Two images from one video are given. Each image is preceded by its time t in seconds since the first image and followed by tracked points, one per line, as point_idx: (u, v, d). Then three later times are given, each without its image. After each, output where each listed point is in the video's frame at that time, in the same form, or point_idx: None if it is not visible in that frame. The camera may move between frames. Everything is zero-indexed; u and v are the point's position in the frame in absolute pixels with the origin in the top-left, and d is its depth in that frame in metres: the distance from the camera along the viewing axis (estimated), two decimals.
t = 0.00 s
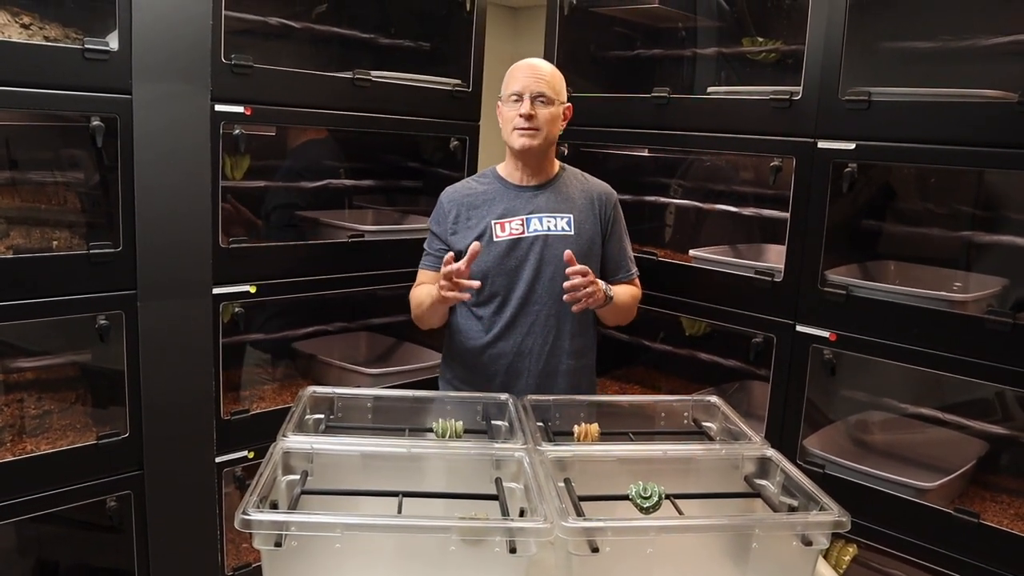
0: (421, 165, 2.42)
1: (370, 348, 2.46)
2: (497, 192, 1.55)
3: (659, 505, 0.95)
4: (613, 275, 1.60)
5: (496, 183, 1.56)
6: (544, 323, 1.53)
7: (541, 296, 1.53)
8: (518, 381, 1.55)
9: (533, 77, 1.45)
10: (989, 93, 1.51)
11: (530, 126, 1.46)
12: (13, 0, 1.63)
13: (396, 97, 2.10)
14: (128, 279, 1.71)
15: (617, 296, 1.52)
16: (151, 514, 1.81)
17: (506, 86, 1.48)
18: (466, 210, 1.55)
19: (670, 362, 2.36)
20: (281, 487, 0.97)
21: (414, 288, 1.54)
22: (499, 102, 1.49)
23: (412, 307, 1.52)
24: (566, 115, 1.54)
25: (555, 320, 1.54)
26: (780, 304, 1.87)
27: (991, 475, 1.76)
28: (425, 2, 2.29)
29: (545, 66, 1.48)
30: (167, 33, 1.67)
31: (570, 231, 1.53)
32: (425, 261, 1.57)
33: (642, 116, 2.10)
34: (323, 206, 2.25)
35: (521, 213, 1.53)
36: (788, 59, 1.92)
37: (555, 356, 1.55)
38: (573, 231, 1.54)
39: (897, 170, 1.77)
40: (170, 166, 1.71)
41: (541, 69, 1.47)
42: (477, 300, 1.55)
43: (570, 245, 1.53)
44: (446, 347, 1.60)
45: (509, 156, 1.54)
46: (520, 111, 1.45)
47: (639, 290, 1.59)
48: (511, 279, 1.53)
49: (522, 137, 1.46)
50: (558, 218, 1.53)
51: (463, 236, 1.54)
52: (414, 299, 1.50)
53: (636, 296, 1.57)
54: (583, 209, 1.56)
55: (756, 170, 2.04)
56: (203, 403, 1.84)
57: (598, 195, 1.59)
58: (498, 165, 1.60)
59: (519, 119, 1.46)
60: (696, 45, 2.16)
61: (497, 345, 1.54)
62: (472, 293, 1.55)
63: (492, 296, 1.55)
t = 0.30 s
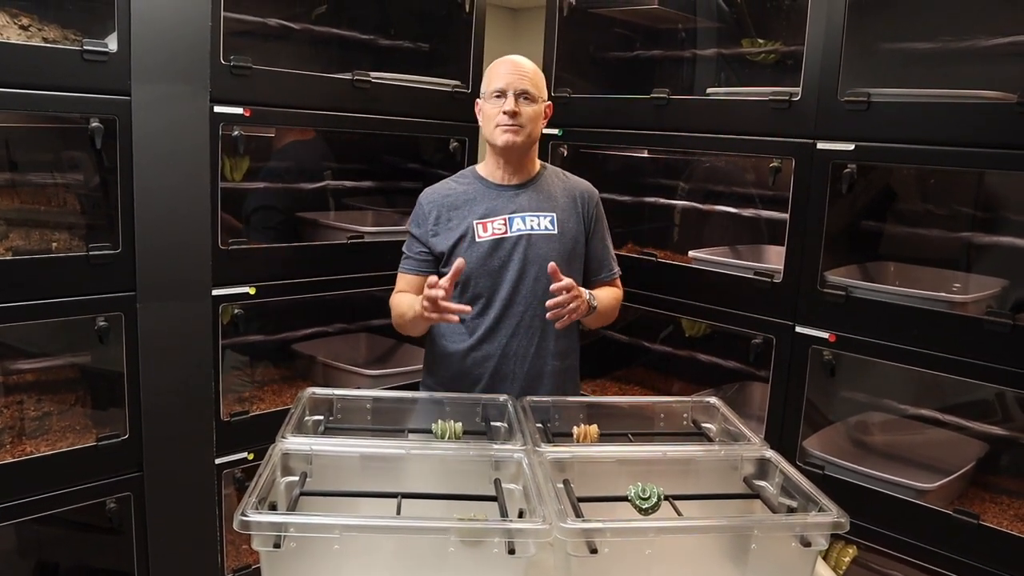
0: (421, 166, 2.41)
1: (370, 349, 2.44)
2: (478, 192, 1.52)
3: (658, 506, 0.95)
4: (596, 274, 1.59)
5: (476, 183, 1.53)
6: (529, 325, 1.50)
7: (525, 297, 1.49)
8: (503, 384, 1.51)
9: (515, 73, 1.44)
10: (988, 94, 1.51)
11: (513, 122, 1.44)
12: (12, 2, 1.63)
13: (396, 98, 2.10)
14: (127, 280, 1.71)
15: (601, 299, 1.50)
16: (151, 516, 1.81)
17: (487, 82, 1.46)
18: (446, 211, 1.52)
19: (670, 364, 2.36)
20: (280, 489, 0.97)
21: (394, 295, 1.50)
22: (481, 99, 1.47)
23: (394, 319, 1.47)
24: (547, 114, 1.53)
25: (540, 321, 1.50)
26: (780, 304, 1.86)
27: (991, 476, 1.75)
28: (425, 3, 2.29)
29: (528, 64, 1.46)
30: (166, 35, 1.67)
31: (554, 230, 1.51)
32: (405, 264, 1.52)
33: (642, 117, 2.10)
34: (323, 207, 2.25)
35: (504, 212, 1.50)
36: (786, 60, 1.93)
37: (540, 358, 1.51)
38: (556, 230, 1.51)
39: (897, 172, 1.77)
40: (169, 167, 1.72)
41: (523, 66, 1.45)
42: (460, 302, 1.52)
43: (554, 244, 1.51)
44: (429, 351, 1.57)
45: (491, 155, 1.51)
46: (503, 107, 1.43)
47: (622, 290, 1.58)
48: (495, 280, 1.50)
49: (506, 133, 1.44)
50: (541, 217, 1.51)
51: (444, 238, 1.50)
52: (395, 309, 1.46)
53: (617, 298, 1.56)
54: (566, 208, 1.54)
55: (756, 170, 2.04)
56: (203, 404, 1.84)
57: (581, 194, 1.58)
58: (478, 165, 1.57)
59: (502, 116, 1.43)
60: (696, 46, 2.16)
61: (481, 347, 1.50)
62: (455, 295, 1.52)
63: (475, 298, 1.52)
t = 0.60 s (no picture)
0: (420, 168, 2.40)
1: (370, 351, 2.42)
2: (457, 193, 1.49)
3: (656, 506, 0.95)
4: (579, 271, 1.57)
5: (454, 184, 1.50)
6: (512, 327, 1.48)
7: (508, 299, 1.48)
8: (487, 388, 1.49)
9: (496, 72, 1.41)
10: (986, 95, 1.52)
11: (494, 121, 1.41)
12: (12, 3, 1.63)
13: (395, 99, 2.11)
14: (127, 281, 1.71)
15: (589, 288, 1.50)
16: (151, 517, 1.81)
17: (466, 82, 1.43)
18: (425, 213, 1.49)
19: (670, 365, 2.36)
20: (279, 489, 0.97)
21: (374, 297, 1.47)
22: (459, 98, 1.43)
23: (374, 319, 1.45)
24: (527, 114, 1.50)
25: (523, 323, 1.49)
26: (778, 305, 1.87)
27: (990, 477, 1.76)
28: (424, 3, 2.29)
29: (509, 62, 1.44)
30: (166, 36, 1.67)
31: (534, 229, 1.49)
32: (384, 268, 1.49)
33: (641, 117, 2.10)
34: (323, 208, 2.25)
35: (483, 213, 1.48)
36: (786, 61, 1.93)
37: (524, 360, 1.49)
38: (537, 229, 1.50)
39: (896, 173, 1.77)
40: (169, 168, 1.72)
41: (504, 65, 1.42)
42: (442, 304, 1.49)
43: (535, 244, 1.49)
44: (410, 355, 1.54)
45: (472, 155, 1.48)
46: (485, 106, 1.39)
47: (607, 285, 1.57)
48: (477, 282, 1.48)
49: (487, 133, 1.41)
50: (521, 217, 1.49)
51: (424, 241, 1.47)
52: (375, 308, 1.44)
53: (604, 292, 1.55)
54: (546, 206, 1.53)
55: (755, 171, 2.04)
56: (203, 405, 1.84)
57: (562, 191, 1.56)
58: (456, 166, 1.54)
59: (484, 115, 1.40)
60: (695, 47, 2.17)
61: (464, 350, 1.48)
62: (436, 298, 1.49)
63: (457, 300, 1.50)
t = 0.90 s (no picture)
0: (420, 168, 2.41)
1: (370, 354, 2.39)
2: (439, 193, 1.49)
3: (656, 506, 0.95)
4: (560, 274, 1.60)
5: (436, 184, 1.50)
6: (492, 330, 1.48)
7: (487, 302, 1.48)
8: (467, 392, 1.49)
9: (475, 71, 1.41)
10: (986, 95, 1.52)
11: (474, 121, 1.41)
12: (13, 5, 1.64)
13: (395, 100, 2.11)
14: (127, 281, 1.71)
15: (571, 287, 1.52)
16: (151, 517, 1.82)
17: (446, 82, 1.43)
18: (406, 213, 1.48)
19: (669, 365, 2.37)
20: (278, 489, 0.98)
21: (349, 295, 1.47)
22: (439, 98, 1.44)
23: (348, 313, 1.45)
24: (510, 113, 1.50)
25: (503, 326, 1.49)
26: (778, 306, 1.87)
27: (989, 477, 1.76)
28: (424, 4, 2.30)
29: (489, 62, 1.44)
30: (167, 37, 1.68)
31: (516, 232, 1.50)
32: (361, 267, 1.48)
33: (641, 118, 2.10)
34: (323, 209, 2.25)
35: (466, 215, 1.48)
36: (785, 62, 1.93)
37: (505, 364, 1.49)
38: (520, 232, 1.51)
39: (896, 173, 1.78)
40: (170, 169, 1.72)
41: (485, 64, 1.42)
42: (421, 307, 1.49)
43: (517, 247, 1.50)
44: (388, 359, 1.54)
45: (453, 156, 1.48)
46: (464, 106, 1.40)
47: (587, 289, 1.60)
48: (457, 284, 1.48)
49: (468, 133, 1.41)
50: (504, 220, 1.49)
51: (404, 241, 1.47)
52: (350, 302, 1.44)
53: (584, 295, 1.57)
54: (528, 209, 1.54)
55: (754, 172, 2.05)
56: (203, 405, 1.84)
57: (543, 195, 1.58)
58: (438, 166, 1.55)
59: (463, 115, 1.40)
60: (695, 48, 2.17)
61: (443, 354, 1.48)
62: (416, 300, 1.49)
63: (437, 303, 1.49)
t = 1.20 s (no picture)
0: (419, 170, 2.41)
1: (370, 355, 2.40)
2: (421, 196, 1.48)
3: (654, 507, 0.95)
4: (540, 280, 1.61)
5: (418, 186, 1.49)
6: (474, 335, 1.48)
7: (469, 306, 1.48)
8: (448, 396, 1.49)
9: (467, 72, 1.42)
10: (985, 96, 1.52)
11: (463, 121, 1.41)
12: (13, 7, 1.64)
13: (395, 102, 2.11)
14: (127, 283, 1.72)
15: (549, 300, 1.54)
16: (151, 518, 1.82)
17: (436, 81, 1.44)
18: (388, 215, 1.47)
19: (668, 366, 2.37)
20: (277, 490, 0.98)
21: (330, 300, 1.46)
22: (428, 97, 1.44)
23: (334, 327, 1.42)
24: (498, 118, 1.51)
25: (485, 331, 1.49)
26: (777, 307, 1.87)
27: (987, 477, 1.76)
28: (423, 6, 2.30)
29: (480, 64, 1.45)
30: (167, 39, 1.68)
31: (499, 237, 1.50)
32: (341, 269, 1.48)
33: (640, 119, 2.11)
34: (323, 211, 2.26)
35: (448, 219, 1.47)
36: (783, 63, 1.93)
37: (486, 368, 1.50)
38: (502, 237, 1.50)
39: (896, 174, 1.78)
40: (170, 171, 1.72)
41: (476, 66, 1.44)
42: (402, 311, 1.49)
43: (499, 251, 1.50)
44: (369, 362, 1.53)
45: (439, 156, 1.48)
46: (454, 106, 1.40)
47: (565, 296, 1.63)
48: (439, 288, 1.48)
49: (456, 133, 1.41)
50: (487, 224, 1.49)
51: (385, 243, 1.46)
52: (334, 315, 1.41)
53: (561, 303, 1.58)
54: (510, 214, 1.54)
55: (753, 174, 2.05)
56: (204, 407, 1.84)
57: (526, 200, 1.58)
58: (420, 167, 1.54)
59: (452, 114, 1.41)
60: (694, 49, 2.17)
61: (424, 359, 1.48)
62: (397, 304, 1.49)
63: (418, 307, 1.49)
